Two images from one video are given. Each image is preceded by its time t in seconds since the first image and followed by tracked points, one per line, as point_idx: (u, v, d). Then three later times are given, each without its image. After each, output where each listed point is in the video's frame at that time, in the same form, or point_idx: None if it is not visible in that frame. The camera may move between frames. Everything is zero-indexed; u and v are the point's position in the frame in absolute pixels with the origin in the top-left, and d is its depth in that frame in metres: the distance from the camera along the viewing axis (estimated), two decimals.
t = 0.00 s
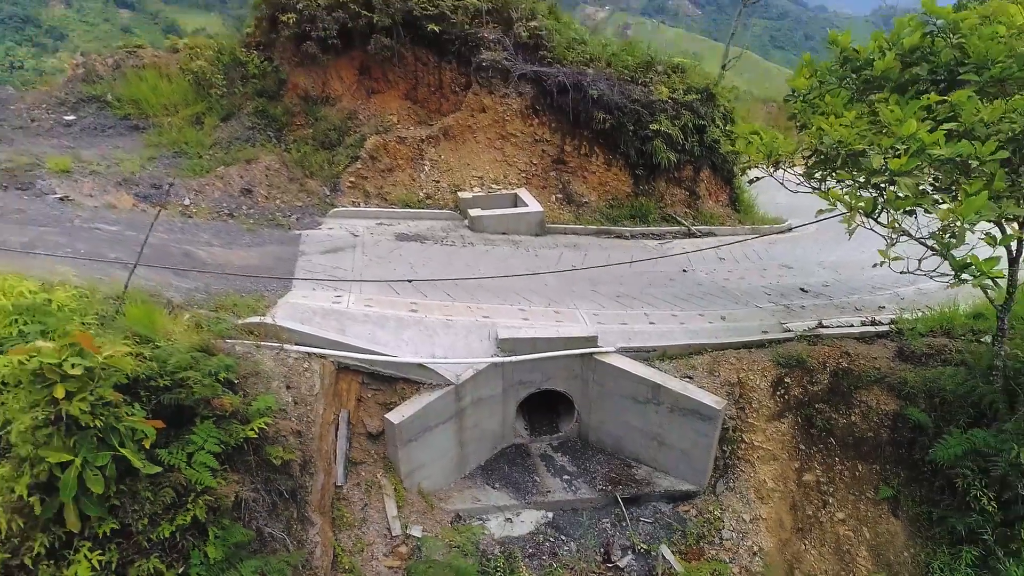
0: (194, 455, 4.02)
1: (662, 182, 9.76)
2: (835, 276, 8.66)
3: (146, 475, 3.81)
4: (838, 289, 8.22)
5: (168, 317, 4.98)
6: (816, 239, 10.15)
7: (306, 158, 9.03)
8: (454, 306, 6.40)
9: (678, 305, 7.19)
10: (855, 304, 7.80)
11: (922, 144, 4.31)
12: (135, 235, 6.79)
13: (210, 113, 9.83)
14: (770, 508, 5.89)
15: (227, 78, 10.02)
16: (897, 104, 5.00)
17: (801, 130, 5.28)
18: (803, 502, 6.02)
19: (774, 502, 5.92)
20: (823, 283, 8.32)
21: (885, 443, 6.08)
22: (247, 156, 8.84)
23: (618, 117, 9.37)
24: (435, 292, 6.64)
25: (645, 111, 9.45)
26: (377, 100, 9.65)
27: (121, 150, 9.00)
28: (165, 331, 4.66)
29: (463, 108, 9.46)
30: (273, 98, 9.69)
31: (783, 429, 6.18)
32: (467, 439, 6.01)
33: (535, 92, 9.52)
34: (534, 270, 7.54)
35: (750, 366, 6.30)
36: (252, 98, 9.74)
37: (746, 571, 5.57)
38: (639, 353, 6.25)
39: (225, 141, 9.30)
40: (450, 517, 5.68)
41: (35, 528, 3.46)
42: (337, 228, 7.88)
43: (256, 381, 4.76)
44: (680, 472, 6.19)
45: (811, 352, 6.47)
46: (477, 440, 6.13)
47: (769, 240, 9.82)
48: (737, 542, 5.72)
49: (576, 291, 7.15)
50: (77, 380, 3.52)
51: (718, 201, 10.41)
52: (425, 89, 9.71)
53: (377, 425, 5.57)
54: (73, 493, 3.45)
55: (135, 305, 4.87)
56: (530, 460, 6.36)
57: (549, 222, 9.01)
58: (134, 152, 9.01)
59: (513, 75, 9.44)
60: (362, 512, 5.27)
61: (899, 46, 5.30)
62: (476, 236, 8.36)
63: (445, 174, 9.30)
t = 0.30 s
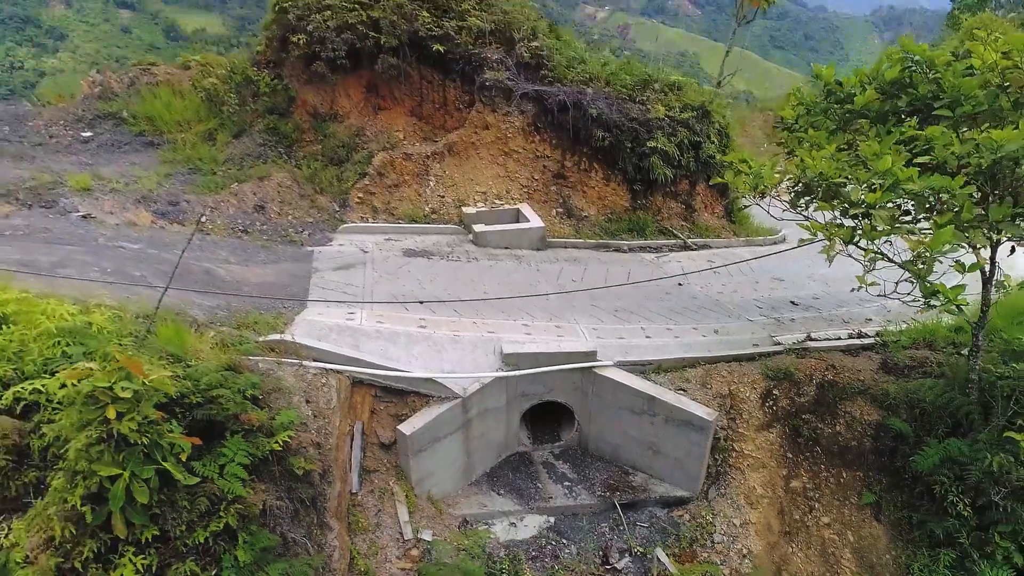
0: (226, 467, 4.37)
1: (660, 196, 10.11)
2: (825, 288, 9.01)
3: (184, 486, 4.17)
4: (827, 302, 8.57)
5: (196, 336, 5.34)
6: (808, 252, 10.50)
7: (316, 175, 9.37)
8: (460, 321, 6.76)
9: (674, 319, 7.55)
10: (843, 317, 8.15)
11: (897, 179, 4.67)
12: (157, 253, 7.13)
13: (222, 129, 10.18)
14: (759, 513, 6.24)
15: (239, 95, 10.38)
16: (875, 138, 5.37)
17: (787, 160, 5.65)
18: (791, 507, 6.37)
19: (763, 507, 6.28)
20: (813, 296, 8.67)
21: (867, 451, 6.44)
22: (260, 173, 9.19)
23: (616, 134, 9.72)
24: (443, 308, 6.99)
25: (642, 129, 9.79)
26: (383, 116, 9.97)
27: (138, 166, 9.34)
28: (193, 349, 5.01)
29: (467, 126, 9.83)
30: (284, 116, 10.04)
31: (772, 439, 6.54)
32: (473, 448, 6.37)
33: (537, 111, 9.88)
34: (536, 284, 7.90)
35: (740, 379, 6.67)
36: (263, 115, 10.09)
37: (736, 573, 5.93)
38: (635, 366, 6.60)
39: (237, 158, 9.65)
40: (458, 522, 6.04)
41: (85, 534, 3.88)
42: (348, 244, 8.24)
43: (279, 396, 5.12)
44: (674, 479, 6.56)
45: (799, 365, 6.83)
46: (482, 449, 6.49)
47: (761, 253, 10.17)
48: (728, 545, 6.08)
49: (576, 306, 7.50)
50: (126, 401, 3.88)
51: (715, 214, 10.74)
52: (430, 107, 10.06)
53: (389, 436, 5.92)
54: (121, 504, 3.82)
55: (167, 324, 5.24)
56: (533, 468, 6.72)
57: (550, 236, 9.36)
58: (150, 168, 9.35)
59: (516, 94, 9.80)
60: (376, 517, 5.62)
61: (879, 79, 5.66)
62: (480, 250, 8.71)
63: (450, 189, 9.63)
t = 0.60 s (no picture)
0: (253, 475, 4.75)
1: (657, 208, 10.46)
2: (815, 298, 9.36)
3: (217, 492, 4.55)
4: (816, 311, 8.94)
5: (220, 350, 5.73)
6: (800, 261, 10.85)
7: (325, 189, 9.73)
8: (466, 333, 7.14)
9: (669, 329, 7.92)
10: (832, 326, 8.51)
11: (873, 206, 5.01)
12: (177, 268, 7.49)
13: (234, 142, 10.52)
14: (747, 515, 6.61)
15: (249, 109, 10.72)
16: (855, 167, 5.75)
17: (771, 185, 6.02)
18: (778, 509, 6.74)
19: (752, 510, 6.65)
20: (803, 306, 9.04)
21: (851, 456, 6.82)
22: (272, 187, 9.54)
23: (614, 149, 10.09)
24: (449, 319, 7.36)
25: (640, 144, 10.15)
26: (389, 130, 10.31)
27: (154, 180, 9.69)
28: (218, 364, 5.39)
29: (471, 140, 10.18)
30: (293, 130, 10.39)
31: (760, 445, 6.90)
32: (478, 454, 6.74)
33: (538, 126, 10.24)
34: (538, 295, 8.27)
35: (731, 388, 7.05)
36: (273, 129, 10.43)
37: (726, 571, 6.30)
38: (632, 376, 6.97)
39: (249, 171, 10.00)
40: (465, 523, 6.42)
41: (128, 537, 4.29)
42: (357, 257, 8.62)
43: (299, 407, 5.49)
44: (668, 482, 6.94)
45: (786, 374, 7.21)
46: (487, 454, 6.86)
47: (755, 261, 10.52)
48: (718, 545, 6.45)
49: (575, 317, 7.87)
50: (167, 417, 4.29)
51: (711, 222, 11.03)
52: (434, 120, 10.39)
53: (400, 442, 6.29)
54: (162, 509, 4.22)
55: (193, 340, 5.62)
56: (535, 472, 7.10)
57: (551, 248, 9.71)
58: (165, 182, 9.69)
59: (517, 110, 10.16)
60: (388, 519, 6.00)
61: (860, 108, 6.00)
62: (484, 262, 9.09)
63: (454, 202, 9.98)
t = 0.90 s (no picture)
0: (277, 476, 5.15)
1: (653, 214, 10.81)
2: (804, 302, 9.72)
3: (244, 493, 4.97)
4: (806, 316, 9.31)
5: (241, 358, 6.13)
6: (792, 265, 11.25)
7: (334, 197, 10.09)
8: (471, 340, 7.53)
9: (664, 335, 8.31)
10: (820, 331, 8.88)
11: (848, 228, 5.46)
12: (195, 277, 7.86)
13: (244, 151, 10.87)
14: (736, 511, 7.07)
15: (259, 118, 11.06)
16: (837, 187, 6.14)
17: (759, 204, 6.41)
18: (765, 506, 7.16)
19: (740, 506, 7.11)
20: (793, 310, 9.41)
21: (835, 456, 7.23)
22: (283, 196, 9.91)
23: (612, 159, 10.44)
24: (455, 326, 7.75)
25: (637, 153, 10.49)
26: (395, 139, 10.66)
27: (168, 188, 10.05)
28: (241, 372, 5.79)
29: (474, 148, 10.54)
30: (302, 139, 10.74)
31: (749, 445, 7.34)
32: (483, 454, 7.15)
33: (539, 135, 10.60)
34: (539, 302, 8.66)
35: (721, 392, 7.46)
36: (283, 138, 10.78)
37: (716, 564, 6.75)
38: (628, 381, 7.37)
39: (260, 180, 10.35)
40: (470, 519, 6.83)
41: (164, 534, 4.72)
42: (366, 265, 9.01)
43: (317, 413, 5.90)
44: (661, 481, 7.36)
45: (774, 379, 7.62)
46: (491, 455, 7.27)
47: (748, 265, 10.89)
48: (708, 539, 6.91)
49: (575, 323, 8.25)
50: (202, 426, 4.80)
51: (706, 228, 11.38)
52: (439, 129, 10.73)
53: (409, 444, 6.70)
54: (196, 509, 4.66)
55: (218, 350, 6.03)
56: (536, 471, 7.54)
57: (551, 254, 10.09)
58: (179, 190, 10.04)
59: (519, 120, 10.52)
60: (399, 516, 6.41)
61: (842, 129, 6.34)
62: (487, 269, 9.48)
63: (458, 209, 10.31)
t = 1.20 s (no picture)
0: (299, 471, 5.60)
1: (651, 215, 11.16)
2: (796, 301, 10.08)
3: (269, 487, 5.42)
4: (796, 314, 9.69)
5: (261, 360, 6.55)
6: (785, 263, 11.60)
7: (342, 199, 10.44)
8: (475, 340, 7.94)
9: (658, 334, 8.72)
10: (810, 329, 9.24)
11: (828, 238, 5.87)
12: (212, 279, 8.24)
13: (254, 153, 11.21)
14: (725, 502, 7.47)
15: (268, 121, 11.39)
16: (821, 199, 6.52)
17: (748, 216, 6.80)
18: (753, 497, 7.58)
19: (730, 497, 7.51)
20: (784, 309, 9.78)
21: (819, 449, 7.67)
22: (293, 199, 10.27)
23: (611, 162, 10.79)
24: (459, 327, 8.15)
25: (634, 157, 10.81)
26: (400, 141, 10.99)
27: (182, 191, 10.39)
28: (261, 373, 6.22)
29: (477, 151, 10.87)
30: (310, 142, 11.07)
31: (738, 440, 7.74)
32: (487, 449, 7.58)
33: (540, 139, 10.93)
34: (540, 302, 9.06)
35: (712, 390, 7.87)
36: (291, 141, 11.11)
37: (706, 552, 7.14)
38: (624, 379, 7.78)
39: (270, 182, 10.70)
40: (476, 509, 7.28)
41: (197, 524, 5.16)
42: (375, 266, 9.40)
43: (332, 411, 6.32)
44: (656, 473, 7.79)
45: (763, 377, 8.04)
46: (495, 449, 7.70)
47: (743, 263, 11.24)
48: (699, 529, 7.31)
49: (574, 323, 8.64)
50: (233, 426, 5.22)
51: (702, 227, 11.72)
52: (442, 132, 11.06)
53: (418, 439, 7.12)
54: (228, 502, 5.11)
55: (239, 352, 6.45)
56: (537, 463, 7.97)
57: (551, 254, 10.47)
58: (192, 193, 10.39)
59: (521, 124, 10.85)
60: (408, 506, 6.85)
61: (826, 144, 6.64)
62: (489, 269, 9.86)
63: (461, 211, 10.66)
